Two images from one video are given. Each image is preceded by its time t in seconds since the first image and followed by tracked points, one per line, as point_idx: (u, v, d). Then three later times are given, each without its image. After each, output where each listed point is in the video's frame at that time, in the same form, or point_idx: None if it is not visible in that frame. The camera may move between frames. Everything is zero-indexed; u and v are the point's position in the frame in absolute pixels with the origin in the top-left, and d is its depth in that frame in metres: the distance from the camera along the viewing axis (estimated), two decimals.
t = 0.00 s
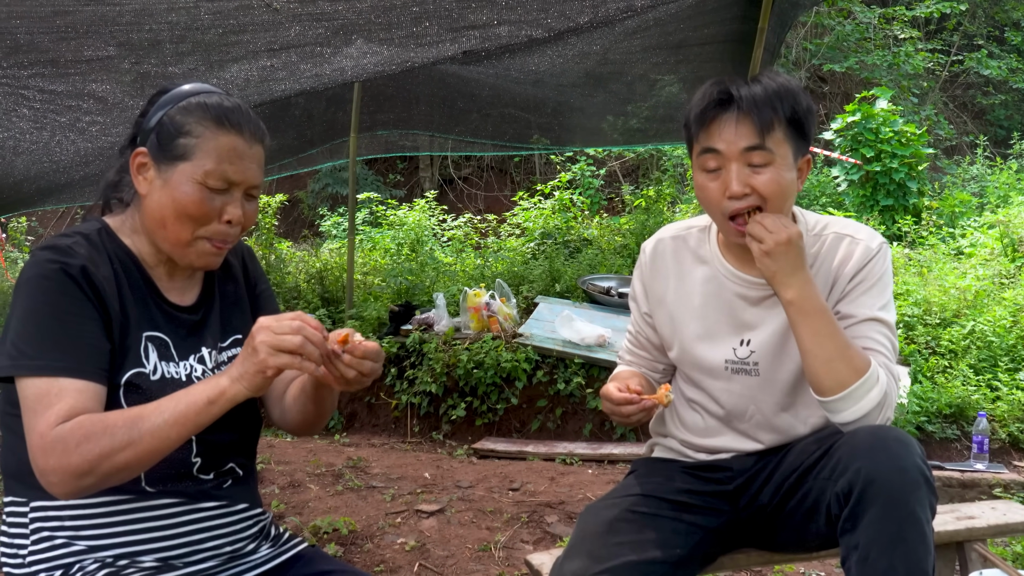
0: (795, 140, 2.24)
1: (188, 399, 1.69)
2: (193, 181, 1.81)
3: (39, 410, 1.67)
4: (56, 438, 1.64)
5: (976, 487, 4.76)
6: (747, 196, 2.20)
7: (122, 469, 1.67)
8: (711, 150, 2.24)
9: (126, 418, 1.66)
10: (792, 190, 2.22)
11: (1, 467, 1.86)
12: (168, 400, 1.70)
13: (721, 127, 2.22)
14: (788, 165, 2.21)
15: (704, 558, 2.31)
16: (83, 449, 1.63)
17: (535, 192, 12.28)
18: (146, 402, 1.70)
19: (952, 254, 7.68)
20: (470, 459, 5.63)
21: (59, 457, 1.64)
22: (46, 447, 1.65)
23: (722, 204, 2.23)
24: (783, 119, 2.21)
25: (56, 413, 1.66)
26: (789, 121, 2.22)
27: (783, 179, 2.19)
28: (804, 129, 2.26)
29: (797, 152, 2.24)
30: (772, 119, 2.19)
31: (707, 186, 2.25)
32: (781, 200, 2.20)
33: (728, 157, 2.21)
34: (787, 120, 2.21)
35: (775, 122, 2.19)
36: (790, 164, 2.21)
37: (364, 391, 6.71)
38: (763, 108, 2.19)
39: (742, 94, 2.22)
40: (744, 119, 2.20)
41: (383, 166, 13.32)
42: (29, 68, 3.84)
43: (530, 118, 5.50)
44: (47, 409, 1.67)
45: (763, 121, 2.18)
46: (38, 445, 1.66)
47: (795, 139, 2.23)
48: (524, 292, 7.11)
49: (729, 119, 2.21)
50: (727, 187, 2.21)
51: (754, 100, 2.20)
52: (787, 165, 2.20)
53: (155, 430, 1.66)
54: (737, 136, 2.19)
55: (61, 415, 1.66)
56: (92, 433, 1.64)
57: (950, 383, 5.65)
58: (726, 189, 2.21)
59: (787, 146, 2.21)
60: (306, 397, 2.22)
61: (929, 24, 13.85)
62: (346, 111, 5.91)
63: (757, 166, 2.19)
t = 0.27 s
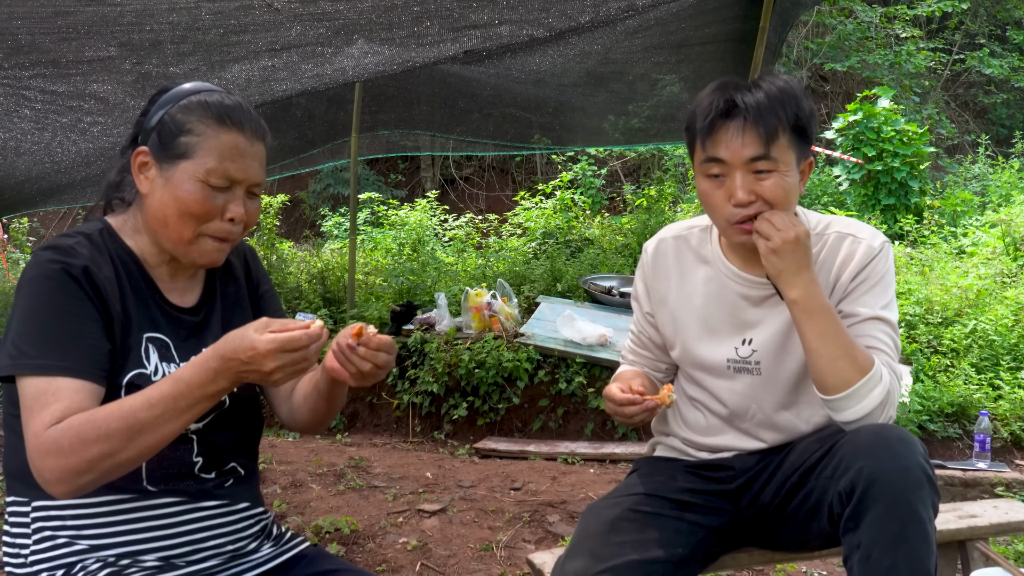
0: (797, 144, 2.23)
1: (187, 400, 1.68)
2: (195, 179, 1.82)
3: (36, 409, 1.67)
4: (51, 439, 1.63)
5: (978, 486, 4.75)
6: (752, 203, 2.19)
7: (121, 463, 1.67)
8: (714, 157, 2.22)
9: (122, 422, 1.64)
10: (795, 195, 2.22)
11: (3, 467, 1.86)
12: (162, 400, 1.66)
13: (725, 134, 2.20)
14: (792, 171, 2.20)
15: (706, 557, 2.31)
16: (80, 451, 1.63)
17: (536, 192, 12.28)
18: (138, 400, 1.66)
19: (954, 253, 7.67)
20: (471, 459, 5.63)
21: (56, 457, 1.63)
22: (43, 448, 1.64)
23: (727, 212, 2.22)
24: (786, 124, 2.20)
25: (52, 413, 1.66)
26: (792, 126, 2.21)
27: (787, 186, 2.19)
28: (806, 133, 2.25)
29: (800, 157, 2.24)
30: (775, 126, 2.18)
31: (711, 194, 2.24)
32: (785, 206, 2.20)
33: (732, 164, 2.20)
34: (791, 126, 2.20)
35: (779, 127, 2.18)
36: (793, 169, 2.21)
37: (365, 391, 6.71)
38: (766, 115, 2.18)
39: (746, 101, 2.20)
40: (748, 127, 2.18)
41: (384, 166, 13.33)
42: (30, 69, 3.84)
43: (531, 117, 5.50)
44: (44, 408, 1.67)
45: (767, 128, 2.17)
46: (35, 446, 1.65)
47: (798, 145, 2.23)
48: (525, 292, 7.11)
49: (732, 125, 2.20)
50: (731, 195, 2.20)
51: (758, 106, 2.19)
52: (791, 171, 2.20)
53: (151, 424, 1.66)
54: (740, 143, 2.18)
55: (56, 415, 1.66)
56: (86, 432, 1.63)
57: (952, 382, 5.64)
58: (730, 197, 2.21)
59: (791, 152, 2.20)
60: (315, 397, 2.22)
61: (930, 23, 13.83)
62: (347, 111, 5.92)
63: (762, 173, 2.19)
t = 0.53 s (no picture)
0: (795, 142, 2.23)
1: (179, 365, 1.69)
2: (195, 181, 1.82)
3: (31, 399, 1.66)
4: (51, 426, 1.63)
5: (978, 486, 4.75)
6: (749, 203, 2.19)
7: (125, 437, 1.67)
8: (712, 157, 2.22)
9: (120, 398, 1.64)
10: (793, 194, 2.22)
11: (3, 467, 1.86)
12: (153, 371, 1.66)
13: (722, 134, 2.21)
14: (789, 169, 2.21)
15: (704, 557, 2.31)
16: (82, 432, 1.62)
17: (537, 192, 12.28)
18: (129, 374, 1.66)
19: (955, 253, 7.67)
20: (472, 459, 5.63)
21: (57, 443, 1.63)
22: (42, 438, 1.63)
23: (725, 212, 2.22)
24: (783, 122, 2.20)
25: (47, 401, 1.65)
26: (789, 123, 2.21)
27: (784, 185, 2.19)
28: (803, 132, 2.26)
29: (797, 155, 2.24)
30: (772, 126, 2.18)
31: (710, 194, 2.24)
32: (783, 204, 2.20)
33: (730, 164, 2.20)
34: (787, 125, 2.21)
35: (776, 127, 2.19)
36: (790, 167, 2.21)
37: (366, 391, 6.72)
38: (763, 113, 2.18)
39: (743, 101, 2.21)
40: (744, 126, 2.19)
41: (385, 166, 13.34)
42: (31, 69, 3.85)
43: (532, 117, 5.51)
44: (40, 397, 1.66)
45: (764, 128, 2.18)
46: (33, 435, 1.64)
47: (795, 144, 2.23)
48: (526, 292, 7.12)
49: (729, 125, 2.20)
50: (729, 195, 2.21)
51: (754, 106, 2.19)
52: (788, 170, 2.20)
53: (150, 394, 1.66)
54: (737, 143, 2.19)
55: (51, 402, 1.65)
56: (86, 412, 1.62)
57: (952, 382, 5.64)
58: (728, 196, 2.21)
59: (788, 151, 2.20)
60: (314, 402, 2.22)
61: (932, 22, 13.82)
62: (347, 111, 5.92)
63: (759, 173, 2.19)
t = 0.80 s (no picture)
0: (793, 143, 2.23)
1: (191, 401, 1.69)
2: (191, 179, 1.82)
3: (29, 403, 1.67)
4: (48, 432, 1.63)
5: (977, 485, 4.75)
6: (749, 205, 2.20)
7: (121, 457, 1.68)
8: (710, 160, 2.22)
9: (125, 418, 1.65)
10: (792, 195, 2.22)
11: (1, 466, 1.87)
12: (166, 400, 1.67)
13: (720, 137, 2.21)
14: (788, 170, 2.21)
15: (702, 556, 2.31)
16: (80, 445, 1.63)
17: (537, 191, 12.29)
18: (140, 395, 1.67)
19: (954, 251, 7.67)
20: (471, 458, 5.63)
21: (53, 450, 1.63)
22: (37, 442, 1.64)
23: (725, 214, 2.23)
24: (781, 124, 2.20)
25: (48, 406, 1.66)
26: (787, 125, 2.21)
27: (783, 186, 2.19)
28: (801, 132, 2.25)
29: (796, 156, 2.24)
30: (770, 127, 2.18)
31: (709, 196, 2.24)
32: (782, 205, 2.20)
33: (729, 167, 2.20)
34: (785, 126, 2.20)
35: (774, 129, 2.18)
36: (789, 168, 2.21)
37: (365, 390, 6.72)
38: (761, 116, 2.18)
39: (740, 103, 2.20)
40: (743, 128, 2.18)
41: (385, 165, 13.34)
42: (30, 67, 3.85)
43: (532, 116, 5.51)
44: (39, 401, 1.66)
45: (762, 130, 2.17)
46: (29, 438, 1.65)
47: (793, 144, 2.23)
48: (525, 290, 7.12)
49: (728, 128, 2.20)
50: (729, 197, 2.21)
51: (752, 108, 2.19)
52: (786, 171, 2.20)
53: (153, 421, 1.67)
54: (736, 145, 2.18)
55: (53, 408, 1.65)
56: (86, 426, 1.63)
57: (951, 381, 5.65)
58: (728, 199, 2.21)
59: (787, 152, 2.20)
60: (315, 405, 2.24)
61: (931, 21, 13.81)
62: (347, 110, 5.92)
63: (758, 175, 2.19)
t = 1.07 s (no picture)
0: (790, 141, 2.22)
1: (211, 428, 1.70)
2: (191, 178, 1.82)
3: (42, 398, 1.67)
4: (66, 425, 1.63)
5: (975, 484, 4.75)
6: (745, 204, 2.19)
7: (135, 467, 1.68)
8: (707, 158, 2.22)
9: (143, 429, 1.65)
10: (789, 194, 2.22)
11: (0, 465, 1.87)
12: (189, 421, 1.67)
13: (717, 136, 2.20)
14: (785, 169, 2.20)
15: (702, 555, 2.31)
16: (95, 447, 1.63)
17: (536, 190, 12.29)
18: (165, 408, 1.67)
19: (953, 250, 7.67)
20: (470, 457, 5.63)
21: (67, 446, 1.63)
22: (54, 434, 1.64)
23: (722, 212, 2.22)
24: (778, 123, 2.19)
25: (65, 401, 1.66)
26: (784, 124, 2.20)
27: (780, 185, 2.18)
28: (798, 130, 2.24)
29: (793, 154, 2.24)
30: (767, 126, 2.17)
31: (706, 195, 2.24)
32: (779, 204, 2.20)
33: (726, 166, 2.19)
34: (782, 124, 2.20)
35: (771, 128, 2.18)
36: (786, 167, 2.21)
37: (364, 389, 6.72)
38: (758, 115, 2.17)
39: (737, 102, 2.20)
40: (739, 127, 2.18)
41: (384, 164, 13.34)
42: (28, 66, 3.85)
43: (530, 115, 5.51)
44: (53, 396, 1.67)
45: (759, 129, 2.17)
46: (45, 430, 1.65)
47: (790, 143, 2.22)
48: (524, 289, 7.12)
49: (724, 127, 2.20)
50: (725, 196, 2.20)
51: (748, 107, 2.18)
52: (783, 170, 2.20)
53: (171, 439, 1.67)
54: (733, 145, 2.18)
55: (71, 403, 1.66)
56: (102, 432, 1.63)
57: (950, 380, 5.65)
58: (725, 198, 2.21)
59: (784, 151, 2.20)
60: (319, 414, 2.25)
61: (930, 20, 13.81)
62: (345, 110, 5.92)
63: (755, 174, 2.18)
